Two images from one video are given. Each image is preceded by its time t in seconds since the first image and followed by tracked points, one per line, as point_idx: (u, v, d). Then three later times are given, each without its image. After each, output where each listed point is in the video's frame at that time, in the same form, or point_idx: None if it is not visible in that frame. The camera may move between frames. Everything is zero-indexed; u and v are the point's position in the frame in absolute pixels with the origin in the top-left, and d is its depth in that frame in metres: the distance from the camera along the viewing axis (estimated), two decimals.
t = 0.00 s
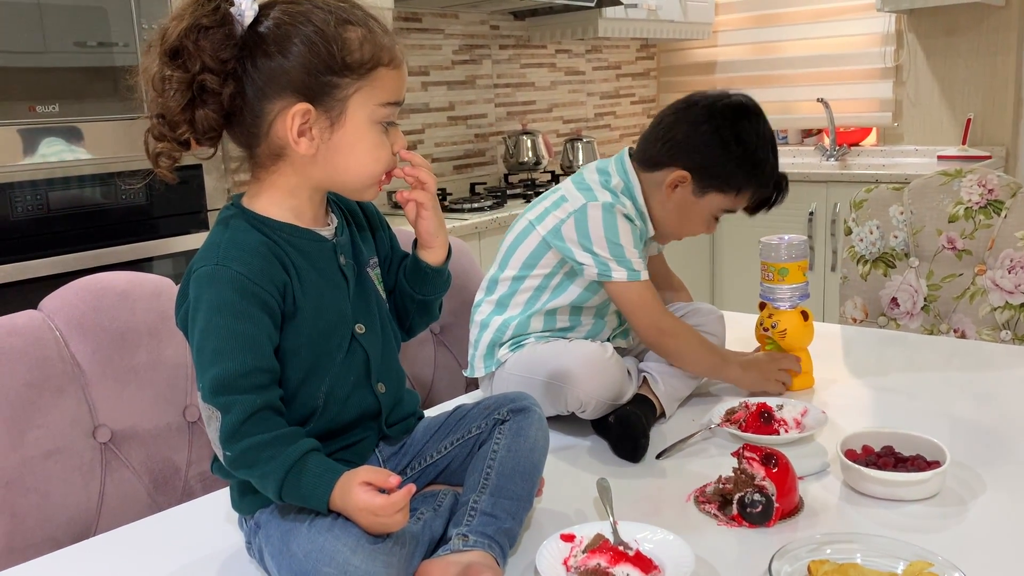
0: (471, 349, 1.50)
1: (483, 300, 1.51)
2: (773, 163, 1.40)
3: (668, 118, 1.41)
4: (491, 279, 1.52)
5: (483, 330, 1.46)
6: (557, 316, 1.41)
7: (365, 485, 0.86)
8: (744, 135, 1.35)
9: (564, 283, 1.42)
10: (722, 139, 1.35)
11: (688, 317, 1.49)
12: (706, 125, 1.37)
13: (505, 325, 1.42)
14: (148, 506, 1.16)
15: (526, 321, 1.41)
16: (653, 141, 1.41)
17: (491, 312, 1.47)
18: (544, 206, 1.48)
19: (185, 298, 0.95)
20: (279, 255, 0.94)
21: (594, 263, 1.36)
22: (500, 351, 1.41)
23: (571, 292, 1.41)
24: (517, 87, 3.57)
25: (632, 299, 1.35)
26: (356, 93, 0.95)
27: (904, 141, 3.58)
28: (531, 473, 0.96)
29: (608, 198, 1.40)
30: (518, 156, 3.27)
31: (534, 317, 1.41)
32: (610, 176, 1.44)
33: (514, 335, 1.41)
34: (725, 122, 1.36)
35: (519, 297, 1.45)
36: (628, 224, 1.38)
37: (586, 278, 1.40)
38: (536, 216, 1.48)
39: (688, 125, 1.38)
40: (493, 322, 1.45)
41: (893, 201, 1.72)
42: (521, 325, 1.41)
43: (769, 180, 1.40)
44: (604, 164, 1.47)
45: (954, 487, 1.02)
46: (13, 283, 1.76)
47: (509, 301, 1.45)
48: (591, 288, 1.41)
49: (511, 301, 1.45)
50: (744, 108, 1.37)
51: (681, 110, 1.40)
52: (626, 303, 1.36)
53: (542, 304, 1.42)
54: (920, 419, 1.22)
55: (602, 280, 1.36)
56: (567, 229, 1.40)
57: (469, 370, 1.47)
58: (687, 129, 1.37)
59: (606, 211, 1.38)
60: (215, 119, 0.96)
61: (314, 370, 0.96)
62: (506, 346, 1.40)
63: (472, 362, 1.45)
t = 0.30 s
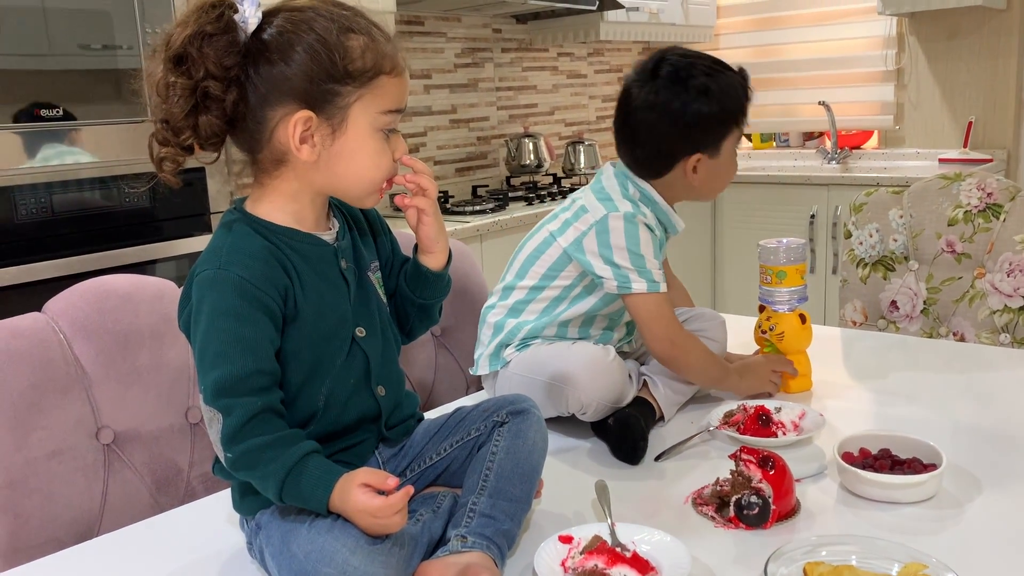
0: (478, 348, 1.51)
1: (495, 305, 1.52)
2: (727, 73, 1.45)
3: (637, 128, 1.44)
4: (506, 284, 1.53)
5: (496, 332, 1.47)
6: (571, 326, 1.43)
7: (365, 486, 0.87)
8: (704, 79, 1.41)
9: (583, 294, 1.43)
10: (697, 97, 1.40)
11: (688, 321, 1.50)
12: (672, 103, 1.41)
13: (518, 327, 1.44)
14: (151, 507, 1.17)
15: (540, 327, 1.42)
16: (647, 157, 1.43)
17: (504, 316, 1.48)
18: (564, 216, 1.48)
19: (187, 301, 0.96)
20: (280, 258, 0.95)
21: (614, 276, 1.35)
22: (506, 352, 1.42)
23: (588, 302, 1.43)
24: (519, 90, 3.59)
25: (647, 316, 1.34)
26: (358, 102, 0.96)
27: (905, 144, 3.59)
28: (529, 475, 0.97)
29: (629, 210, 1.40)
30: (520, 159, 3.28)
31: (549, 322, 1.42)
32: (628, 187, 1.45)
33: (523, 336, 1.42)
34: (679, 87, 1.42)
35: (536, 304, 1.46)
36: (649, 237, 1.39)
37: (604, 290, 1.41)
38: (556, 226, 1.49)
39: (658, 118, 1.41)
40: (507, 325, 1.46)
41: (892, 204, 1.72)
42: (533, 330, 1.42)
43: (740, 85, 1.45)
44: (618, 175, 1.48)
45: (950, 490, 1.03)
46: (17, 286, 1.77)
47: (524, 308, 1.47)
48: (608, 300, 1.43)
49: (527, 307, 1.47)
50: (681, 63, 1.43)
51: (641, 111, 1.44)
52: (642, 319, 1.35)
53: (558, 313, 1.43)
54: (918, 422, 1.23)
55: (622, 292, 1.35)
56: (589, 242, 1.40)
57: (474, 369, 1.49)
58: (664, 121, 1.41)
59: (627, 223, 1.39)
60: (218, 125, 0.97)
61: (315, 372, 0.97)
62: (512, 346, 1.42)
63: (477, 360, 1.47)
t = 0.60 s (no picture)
0: (480, 359, 1.52)
1: (496, 314, 1.54)
2: (676, 62, 1.48)
3: (601, 141, 1.50)
4: (507, 295, 1.54)
5: (497, 342, 1.48)
6: (572, 335, 1.44)
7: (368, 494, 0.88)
8: (651, 77, 1.45)
9: (583, 303, 1.45)
10: (648, 96, 1.44)
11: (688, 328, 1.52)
12: (627, 109, 1.46)
13: (519, 336, 1.45)
14: (156, 513, 1.18)
15: (540, 335, 1.43)
16: (617, 167, 1.48)
17: (506, 326, 1.50)
18: (563, 227, 1.50)
19: (193, 311, 0.98)
20: (284, 269, 0.97)
21: (615, 283, 1.37)
22: (507, 360, 1.43)
23: (588, 312, 1.45)
24: (521, 98, 3.61)
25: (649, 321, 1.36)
26: (362, 117, 0.98)
27: (906, 151, 3.60)
28: (530, 482, 0.98)
29: (628, 218, 1.42)
30: (522, 167, 3.30)
31: (550, 330, 1.44)
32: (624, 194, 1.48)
33: (524, 345, 1.43)
34: (629, 91, 1.47)
35: (537, 314, 1.48)
36: (648, 244, 1.41)
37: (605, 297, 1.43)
38: (556, 237, 1.51)
39: (616, 126, 1.47)
40: (508, 333, 1.47)
41: (891, 212, 1.73)
42: (534, 338, 1.43)
43: (692, 71, 1.47)
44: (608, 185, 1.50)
45: (947, 498, 1.04)
46: (24, 294, 1.79)
47: (525, 318, 1.48)
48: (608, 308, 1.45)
49: (528, 317, 1.48)
50: (626, 67, 1.48)
51: (600, 124, 1.50)
52: (644, 323, 1.37)
53: (559, 322, 1.45)
54: (916, 430, 1.24)
55: (624, 300, 1.37)
56: (589, 250, 1.42)
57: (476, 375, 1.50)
58: (623, 129, 1.46)
59: (626, 231, 1.41)
60: (226, 139, 0.98)
61: (319, 382, 0.99)
62: (512, 355, 1.43)
63: (479, 370, 1.48)
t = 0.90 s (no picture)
0: (483, 366, 1.53)
1: (498, 321, 1.55)
2: (676, 69, 1.50)
3: (598, 143, 1.52)
4: (508, 302, 1.55)
5: (499, 349, 1.49)
6: (572, 341, 1.45)
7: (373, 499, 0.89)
8: (650, 81, 1.47)
9: (583, 308, 1.46)
10: (645, 99, 1.46)
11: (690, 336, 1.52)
12: (624, 111, 1.48)
13: (520, 344, 1.46)
14: (163, 519, 1.19)
15: (542, 342, 1.44)
16: (613, 169, 1.50)
17: (507, 333, 1.51)
18: (563, 232, 1.51)
19: (200, 319, 0.99)
20: (291, 277, 0.98)
21: (614, 288, 1.38)
22: (510, 367, 1.45)
23: (588, 317, 1.46)
24: (524, 107, 3.62)
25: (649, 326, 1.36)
26: (366, 127, 0.99)
27: (908, 159, 3.61)
28: (534, 488, 0.99)
29: (627, 223, 1.43)
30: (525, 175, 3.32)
31: (551, 337, 1.45)
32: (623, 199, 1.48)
33: (526, 352, 1.44)
34: (628, 94, 1.49)
35: (537, 320, 1.49)
36: (647, 248, 1.41)
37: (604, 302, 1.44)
38: (555, 242, 1.52)
39: (614, 128, 1.49)
40: (510, 341, 1.48)
41: (893, 220, 1.74)
42: (536, 345, 1.44)
43: (691, 78, 1.49)
44: (605, 189, 1.51)
45: (948, 504, 1.04)
46: (31, 302, 1.81)
47: (526, 324, 1.49)
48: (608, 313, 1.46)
49: (529, 322, 1.49)
50: (627, 71, 1.50)
51: (598, 126, 1.51)
52: (644, 328, 1.37)
53: (560, 328, 1.46)
54: (918, 436, 1.24)
55: (623, 304, 1.37)
56: (588, 255, 1.43)
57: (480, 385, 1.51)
58: (619, 131, 1.48)
59: (625, 236, 1.41)
60: (231, 152, 1.00)
61: (325, 389, 1.00)
62: (515, 362, 1.44)
63: (482, 377, 1.49)
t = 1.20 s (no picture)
0: (486, 375, 1.54)
1: (501, 329, 1.56)
2: (687, 82, 1.51)
3: (599, 144, 1.54)
4: (509, 310, 1.56)
5: (502, 357, 1.50)
6: (573, 348, 1.46)
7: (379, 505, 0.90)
8: (655, 90, 1.49)
9: (583, 316, 1.47)
10: (647, 107, 1.48)
11: (692, 343, 1.53)
12: (626, 115, 1.50)
13: (522, 352, 1.47)
14: (169, 525, 1.20)
15: (543, 350, 1.45)
16: (608, 171, 1.52)
17: (509, 340, 1.52)
18: (562, 240, 1.52)
19: (208, 328, 1.00)
20: (297, 286, 0.99)
21: (611, 295, 1.38)
22: (513, 375, 1.45)
23: (588, 325, 1.47)
24: (528, 115, 3.64)
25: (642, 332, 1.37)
26: (369, 137, 1.00)
27: (912, 168, 3.62)
28: (538, 495, 1.00)
29: (625, 230, 1.44)
30: (529, 183, 3.33)
31: (552, 344, 1.46)
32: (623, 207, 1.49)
33: (528, 360, 1.45)
34: (633, 99, 1.50)
35: (539, 327, 1.50)
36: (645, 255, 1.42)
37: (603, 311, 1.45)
38: (555, 250, 1.53)
39: (615, 130, 1.51)
40: (511, 349, 1.50)
41: (896, 229, 1.75)
42: (538, 353, 1.45)
43: (700, 93, 1.50)
44: (602, 196, 1.53)
45: (951, 511, 1.05)
46: (39, 309, 1.82)
47: (527, 332, 1.50)
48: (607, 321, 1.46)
49: (530, 330, 1.50)
50: (635, 78, 1.52)
51: (600, 127, 1.54)
52: (639, 334, 1.37)
53: (560, 336, 1.47)
54: (921, 444, 1.25)
55: (619, 311, 1.38)
56: (586, 262, 1.44)
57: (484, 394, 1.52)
58: (618, 135, 1.50)
59: (623, 243, 1.42)
60: (235, 165, 1.01)
61: (331, 396, 1.01)
62: (518, 370, 1.45)
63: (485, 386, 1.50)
